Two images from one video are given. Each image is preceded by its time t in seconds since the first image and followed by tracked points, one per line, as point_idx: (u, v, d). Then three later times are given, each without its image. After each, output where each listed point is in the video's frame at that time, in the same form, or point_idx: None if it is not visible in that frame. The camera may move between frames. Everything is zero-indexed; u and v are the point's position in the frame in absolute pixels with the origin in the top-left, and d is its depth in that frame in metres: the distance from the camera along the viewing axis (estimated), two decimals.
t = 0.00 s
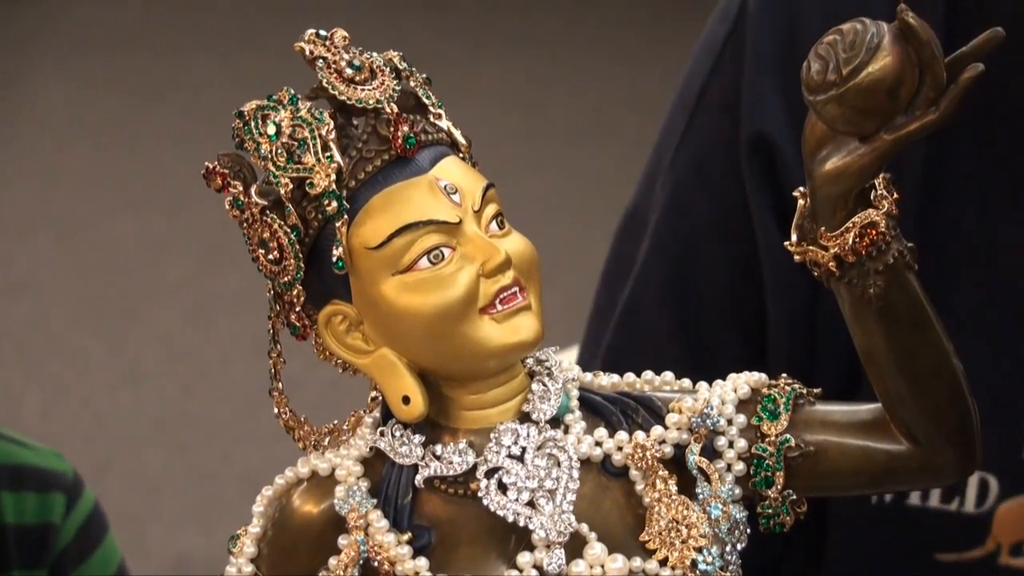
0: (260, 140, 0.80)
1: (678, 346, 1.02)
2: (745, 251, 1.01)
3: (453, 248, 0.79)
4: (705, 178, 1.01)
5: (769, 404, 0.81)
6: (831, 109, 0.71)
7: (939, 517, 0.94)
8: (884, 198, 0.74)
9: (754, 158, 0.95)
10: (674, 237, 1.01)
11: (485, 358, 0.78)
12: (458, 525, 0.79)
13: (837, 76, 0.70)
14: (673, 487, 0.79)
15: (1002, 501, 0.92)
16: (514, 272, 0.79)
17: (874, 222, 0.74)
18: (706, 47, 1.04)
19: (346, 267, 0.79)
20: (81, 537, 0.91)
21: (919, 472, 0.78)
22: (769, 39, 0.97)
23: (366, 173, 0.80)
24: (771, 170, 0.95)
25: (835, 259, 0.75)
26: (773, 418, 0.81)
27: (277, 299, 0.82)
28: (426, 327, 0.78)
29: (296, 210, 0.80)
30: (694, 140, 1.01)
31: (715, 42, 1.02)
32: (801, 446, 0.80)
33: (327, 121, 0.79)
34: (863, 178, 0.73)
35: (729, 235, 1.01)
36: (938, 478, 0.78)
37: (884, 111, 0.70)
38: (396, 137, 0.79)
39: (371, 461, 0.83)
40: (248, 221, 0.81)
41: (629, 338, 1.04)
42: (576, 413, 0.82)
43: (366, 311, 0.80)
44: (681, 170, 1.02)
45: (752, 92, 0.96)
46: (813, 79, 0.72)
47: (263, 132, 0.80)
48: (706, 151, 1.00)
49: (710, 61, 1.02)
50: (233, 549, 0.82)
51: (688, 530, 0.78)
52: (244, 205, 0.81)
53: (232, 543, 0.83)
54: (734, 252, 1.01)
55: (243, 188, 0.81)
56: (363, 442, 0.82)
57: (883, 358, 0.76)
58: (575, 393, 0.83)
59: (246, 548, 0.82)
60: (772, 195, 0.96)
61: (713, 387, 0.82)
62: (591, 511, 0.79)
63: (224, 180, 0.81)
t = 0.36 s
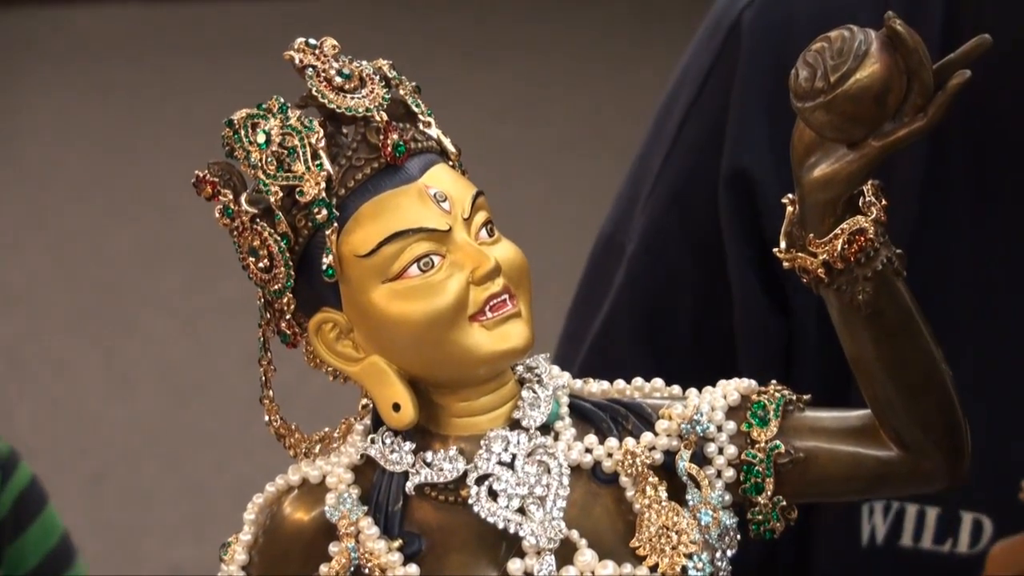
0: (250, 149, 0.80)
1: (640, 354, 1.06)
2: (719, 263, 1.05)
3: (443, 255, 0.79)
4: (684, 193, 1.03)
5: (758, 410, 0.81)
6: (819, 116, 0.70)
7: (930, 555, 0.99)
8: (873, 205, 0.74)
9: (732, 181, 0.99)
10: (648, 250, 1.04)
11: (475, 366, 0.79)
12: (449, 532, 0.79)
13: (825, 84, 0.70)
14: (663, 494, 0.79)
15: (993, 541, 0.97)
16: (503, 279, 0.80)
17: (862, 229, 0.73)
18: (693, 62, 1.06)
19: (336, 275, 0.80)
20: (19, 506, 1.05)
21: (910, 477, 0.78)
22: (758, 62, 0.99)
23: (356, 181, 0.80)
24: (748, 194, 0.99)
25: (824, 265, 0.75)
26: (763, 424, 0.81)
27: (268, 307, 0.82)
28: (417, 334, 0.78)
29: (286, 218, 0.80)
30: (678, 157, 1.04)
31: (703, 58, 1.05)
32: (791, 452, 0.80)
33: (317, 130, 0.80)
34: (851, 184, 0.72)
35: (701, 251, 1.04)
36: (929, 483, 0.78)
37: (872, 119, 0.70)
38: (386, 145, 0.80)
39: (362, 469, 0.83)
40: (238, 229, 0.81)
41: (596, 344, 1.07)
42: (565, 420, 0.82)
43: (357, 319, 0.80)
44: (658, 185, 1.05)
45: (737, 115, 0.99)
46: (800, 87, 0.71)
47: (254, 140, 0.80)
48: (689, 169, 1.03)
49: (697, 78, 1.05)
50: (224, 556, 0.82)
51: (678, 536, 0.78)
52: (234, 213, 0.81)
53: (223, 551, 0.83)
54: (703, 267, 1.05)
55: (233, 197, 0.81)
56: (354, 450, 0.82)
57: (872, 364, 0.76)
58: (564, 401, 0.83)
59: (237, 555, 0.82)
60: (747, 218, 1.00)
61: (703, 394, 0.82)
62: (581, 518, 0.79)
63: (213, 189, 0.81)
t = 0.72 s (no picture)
0: (242, 150, 0.80)
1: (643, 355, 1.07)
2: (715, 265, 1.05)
3: (435, 256, 0.79)
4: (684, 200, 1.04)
5: (751, 411, 0.81)
6: (811, 117, 0.70)
7: (930, 560, 0.99)
8: (866, 205, 0.73)
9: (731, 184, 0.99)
10: (646, 255, 1.05)
11: (468, 367, 0.79)
12: (442, 533, 0.79)
13: (818, 84, 0.70)
14: (655, 494, 0.79)
15: (994, 547, 0.97)
16: (496, 280, 0.80)
17: (854, 230, 0.73)
18: (694, 65, 1.06)
19: (328, 275, 0.80)
20: None
21: (902, 478, 0.78)
22: (755, 69, 0.99)
23: (348, 182, 0.80)
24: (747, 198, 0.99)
25: (816, 266, 0.75)
26: (755, 425, 0.80)
27: (261, 308, 0.82)
28: (409, 335, 0.78)
29: (278, 218, 0.80)
30: (676, 160, 1.04)
31: (703, 63, 1.04)
32: (784, 453, 0.80)
33: (309, 131, 0.80)
34: (844, 185, 0.72)
35: (700, 256, 1.05)
36: (921, 483, 0.78)
37: (864, 119, 0.70)
38: (378, 146, 0.80)
39: (354, 470, 0.83)
40: (231, 230, 0.81)
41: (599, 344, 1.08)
42: (558, 420, 0.82)
43: (349, 320, 0.80)
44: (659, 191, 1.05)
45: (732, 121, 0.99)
46: (792, 87, 0.71)
47: (246, 141, 0.80)
48: (686, 175, 1.03)
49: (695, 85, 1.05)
50: (217, 557, 0.82)
51: (670, 537, 0.78)
52: (227, 214, 0.81)
53: (216, 552, 0.83)
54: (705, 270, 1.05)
55: (226, 198, 0.81)
56: (346, 450, 0.82)
57: (864, 364, 0.76)
58: (557, 401, 0.83)
59: (230, 556, 0.82)
60: (743, 224, 0.99)
61: (696, 394, 0.82)
62: (573, 518, 0.79)
63: (207, 189, 0.81)
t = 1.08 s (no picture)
0: (240, 143, 0.80)
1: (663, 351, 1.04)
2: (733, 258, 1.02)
3: (433, 249, 0.79)
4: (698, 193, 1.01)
5: (749, 404, 0.81)
6: (809, 110, 0.70)
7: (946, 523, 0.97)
8: (863, 198, 0.73)
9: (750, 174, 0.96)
10: (664, 249, 1.02)
11: (466, 359, 0.79)
12: (441, 525, 0.79)
13: (815, 76, 0.70)
14: (653, 487, 0.79)
15: (1007, 507, 0.95)
16: (494, 273, 0.80)
17: (852, 222, 0.73)
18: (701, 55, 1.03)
19: (326, 269, 0.80)
20: None
21: (900, 472, 0.78)
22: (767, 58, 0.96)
23: (346, 175, 0.80)
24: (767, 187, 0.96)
25: (814, 258, 0.75)
26: (753, 417, 0.80)
27: (259, 301, 0.82)
28: (407, 328, 0.78)
29: (276, 212, 0.80)
30: (688, 151, 1.01)
31: (709, 52, 1.02)
32: (782, 445, 0.80)
33: (307, 125, 0.80)
34: (842, 177, 0.72)
35: (717, 250, 1.02)
36: (920, 477, 0.78)
37: (862, 112, 0.69)
38: (376, 139, 0.80)
39: (352, 463, 0.83)
40: (229, 224, 0.81)
41: (617, 341, 1.06)
42: (556, 413, 0.82)
43: (348, 313, 0.80)
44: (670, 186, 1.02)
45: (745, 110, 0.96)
46: (790, 80, 0.71)
47: (244, 135, 0.80)
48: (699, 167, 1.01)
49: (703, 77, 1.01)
50: (215, 551, 0.82)
51: (669, 528, 0.78)
52: (225, 208, 0.81)
53: (214, 546, 0.83)
54: (723, 260, 1.03)
55: (224, 191, 0.81)
56: (345, 443, 0.82)
57: (861, 357, 0.76)
58: (555, 394, 0.83)
59: (228, 549, 0.82)
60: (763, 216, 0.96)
61: (693, 387, 0.82)
62: (572, 510, 0.80)
63: (205, 184, 0.81)
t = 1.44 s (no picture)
0: (253, 137, 0.80)
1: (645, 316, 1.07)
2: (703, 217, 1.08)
3: (445, 242, 0.79)
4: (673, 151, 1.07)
5: (758, 397, 0.81)
6: (819, 104, 0.70)
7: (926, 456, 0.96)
8: (874, 192, 0.73)
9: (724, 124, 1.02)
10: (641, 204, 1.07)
11: (477, 352, 0.79)
12: (451, 517, 0.80)
13: (825, 71, 0.70)
14: (663, 479, 0.79)
15: (988, 435, 0.95)
16: (505, 266, 0.80)
17: (862, 217, 0.73)
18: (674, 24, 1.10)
19: (338, 261, 0.80)
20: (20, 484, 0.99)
21: (909, 465, 0.78)
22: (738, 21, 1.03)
23: (358, 168, 0.80)
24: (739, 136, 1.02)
25: (824, 252, 0.75)
26: (763, 411, 0.80)
27: (271, 293, 0.82)
28: (419, 320, 0.78)
29: (289, 205, 0.80)
30: (663, 112, 1.08)
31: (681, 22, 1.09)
32: (791, 438, 0.80)
33: (319, 117, 0.80)
34: (851, 172, 0.72)
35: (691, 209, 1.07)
36: (927, 470, 0.79)
37: (872, 106, 0.70)
38: (388, 132, 0.80)
39: (364, 454, 0.83)
40: (242, 216, 0.81)
41: (591, 302, 1.09)
42: (566, 406, 0.82)
43: (360, 306, 0.80)
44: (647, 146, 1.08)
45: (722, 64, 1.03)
46: (800, 75, 0.71)
47: (257, 128, 0.80)
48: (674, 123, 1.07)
49: (674, 47, 1.09)
50: (227, 542, 0.83)
51: (678, 521, 0.78)
52: (237, 200, 0.81)
53: (226, 537, 0.83)
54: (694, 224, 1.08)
55: (236, 184, 0.81)
56: (356, 435, 0.82)
57: (870, 350, 0.76)
58: (565, 387, 0.83)
59: (240, 540, 0.82)
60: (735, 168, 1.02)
61: (703, 380, 0.82)
62: (582, 502, 0.80)
63: (217, 176, 0.81)
